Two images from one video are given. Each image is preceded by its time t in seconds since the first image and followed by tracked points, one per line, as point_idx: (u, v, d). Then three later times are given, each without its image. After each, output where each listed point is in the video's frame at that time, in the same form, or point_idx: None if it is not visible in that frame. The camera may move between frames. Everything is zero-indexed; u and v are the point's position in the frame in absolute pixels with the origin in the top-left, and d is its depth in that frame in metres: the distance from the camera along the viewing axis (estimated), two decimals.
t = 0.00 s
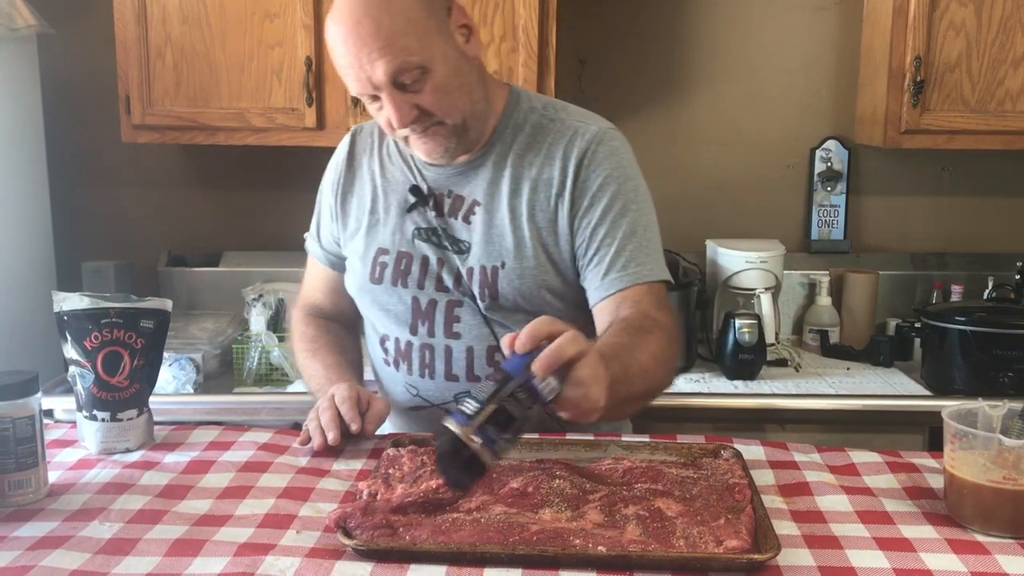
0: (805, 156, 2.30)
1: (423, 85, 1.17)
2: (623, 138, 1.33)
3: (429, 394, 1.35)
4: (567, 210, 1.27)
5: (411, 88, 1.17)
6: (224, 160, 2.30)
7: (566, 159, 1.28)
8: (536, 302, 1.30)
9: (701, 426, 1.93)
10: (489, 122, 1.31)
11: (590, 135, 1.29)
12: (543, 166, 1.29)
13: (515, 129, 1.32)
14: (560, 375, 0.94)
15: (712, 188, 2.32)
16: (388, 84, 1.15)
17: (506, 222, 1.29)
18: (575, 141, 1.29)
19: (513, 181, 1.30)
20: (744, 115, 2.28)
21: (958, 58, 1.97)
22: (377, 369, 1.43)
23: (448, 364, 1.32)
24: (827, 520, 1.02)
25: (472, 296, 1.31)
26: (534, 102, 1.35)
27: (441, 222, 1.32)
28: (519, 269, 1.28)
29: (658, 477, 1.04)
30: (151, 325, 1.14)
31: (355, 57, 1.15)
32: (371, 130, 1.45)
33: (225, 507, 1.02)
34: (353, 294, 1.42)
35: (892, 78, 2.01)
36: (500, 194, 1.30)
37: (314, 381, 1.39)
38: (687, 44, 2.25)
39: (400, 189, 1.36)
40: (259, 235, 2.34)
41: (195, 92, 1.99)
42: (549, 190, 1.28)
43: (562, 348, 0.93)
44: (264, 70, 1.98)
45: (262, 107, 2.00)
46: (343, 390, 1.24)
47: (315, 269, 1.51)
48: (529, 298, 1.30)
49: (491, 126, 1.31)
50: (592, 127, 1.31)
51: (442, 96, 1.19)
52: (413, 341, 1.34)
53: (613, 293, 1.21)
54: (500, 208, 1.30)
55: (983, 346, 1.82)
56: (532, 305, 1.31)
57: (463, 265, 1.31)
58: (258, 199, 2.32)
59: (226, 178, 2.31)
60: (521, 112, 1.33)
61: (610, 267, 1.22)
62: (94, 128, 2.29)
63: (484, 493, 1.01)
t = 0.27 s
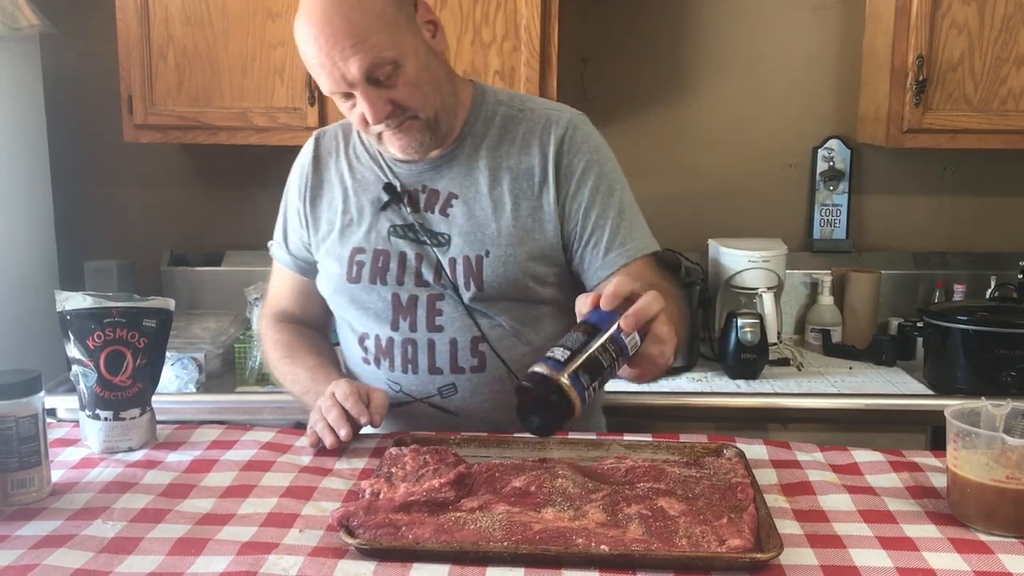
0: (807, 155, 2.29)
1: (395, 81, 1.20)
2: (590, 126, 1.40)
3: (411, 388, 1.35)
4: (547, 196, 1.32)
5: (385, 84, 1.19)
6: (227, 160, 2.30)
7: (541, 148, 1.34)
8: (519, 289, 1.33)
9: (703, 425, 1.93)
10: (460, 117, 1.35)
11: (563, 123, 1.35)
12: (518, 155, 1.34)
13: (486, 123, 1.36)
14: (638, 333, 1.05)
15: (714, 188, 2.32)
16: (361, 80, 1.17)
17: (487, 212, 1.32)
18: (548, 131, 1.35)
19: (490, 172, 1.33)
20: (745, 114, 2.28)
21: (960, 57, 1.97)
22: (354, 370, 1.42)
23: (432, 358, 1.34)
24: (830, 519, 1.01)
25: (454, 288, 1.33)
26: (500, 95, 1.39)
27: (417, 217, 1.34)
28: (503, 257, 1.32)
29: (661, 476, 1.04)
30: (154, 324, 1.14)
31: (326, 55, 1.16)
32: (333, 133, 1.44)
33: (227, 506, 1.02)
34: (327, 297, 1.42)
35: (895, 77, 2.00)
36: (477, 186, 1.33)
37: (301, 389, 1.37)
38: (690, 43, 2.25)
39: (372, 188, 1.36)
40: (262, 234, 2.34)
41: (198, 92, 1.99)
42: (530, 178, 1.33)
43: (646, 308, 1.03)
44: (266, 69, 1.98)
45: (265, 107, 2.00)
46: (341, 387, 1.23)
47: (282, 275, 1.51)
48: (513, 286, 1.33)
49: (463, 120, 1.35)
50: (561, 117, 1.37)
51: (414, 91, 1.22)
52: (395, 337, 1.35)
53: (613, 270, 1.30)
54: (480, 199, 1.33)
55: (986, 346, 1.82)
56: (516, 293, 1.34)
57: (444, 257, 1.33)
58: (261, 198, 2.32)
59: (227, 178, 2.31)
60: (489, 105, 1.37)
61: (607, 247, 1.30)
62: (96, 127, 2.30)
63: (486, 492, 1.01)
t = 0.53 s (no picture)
0: (808, 154, 2.29)
1: (381, 76, 1.22)
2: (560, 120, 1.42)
3: (403, 377, 1.35)
4: (527, 186, 1.35)
5: (371, 80, 1.21)
6: (228, 159, 2.30)
7: (519, 140, 1.36)
8: (504, 276, 1.35)
9: (704, 424, 1.93)
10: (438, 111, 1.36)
11: (537, 117, 1.37)
12: (496, 147, 1.35)
13: (463, 117, 1.36)
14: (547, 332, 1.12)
15: (714, 186, 2.31)
16: (349, 77, 1.19)
17: (469, 203, 1.34)
18: (525, 123, 1.37)
19: (471, 164, 1.35)
20: (745, 112, 2.28)
21: (962, 56, 1.97)
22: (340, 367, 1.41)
23: (424, 345, 1.35)
24: (831, 518, 1.01)
25: (441, 278, 1.34)
26: (472, 89, 1.41)
27: (400, 211, 1.35)
28: (488, 246, 1.33)
29: (662, 475, 1.04)
30: (155, 323, 1.14)
31: (313, 52, 1.18)
32: (308, 131, 1.43)
33: (228, 505, 1.02)
34: (309, 294, 1.41)
35: (896, 76, 2.00)
36: (459, 178, 1.34)
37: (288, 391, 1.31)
38: (691, 42, 2.25)
39: (353, 184, 1.36)
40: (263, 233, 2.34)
41: (199, 91, 1.99)
42: (508, 170, 1.34)
43: (553, 310, 1.09)
44: (267, 68, 1.98)
45: (266, 106, 2.00)
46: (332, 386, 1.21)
47: (256, 275, 1.46)
48: (497, 274, 1.35)
49: (441, 114, 1.36)
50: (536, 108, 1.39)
51: (399, 86, 1.23)
52: (384, 327, 1.35)
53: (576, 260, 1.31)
54: (462, 190, 1.34)
55: (987, 345, 1.82)
56: (500, 282, 1.35)
57: (429, 248, 1.34)
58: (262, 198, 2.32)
59: (228, 177, 2.31)
60: (465, 100, 1.38)
61: (572, 237, 1.32)
62: (97, 126, 2.30)
63: (487, 491, 1.00)
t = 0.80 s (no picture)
0: (808, 152, 2.29)
1: (371, 82, 1.21)
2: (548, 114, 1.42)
3: (405, 378, 1.35)
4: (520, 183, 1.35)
5: (360, 87, 1.21)
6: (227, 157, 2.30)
7: (510, 138, 1.36)
8: (504, 272, 1.35)
9: (704, 423, 1.93)
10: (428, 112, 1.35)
11: (527, 112, 1.37)
12: (488, 146, 1.35)
13: (453, 117, 1.36)
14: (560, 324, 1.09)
15: (714, 185, 2.31)
16: (339, 85, 1.18)
17: (464, 202, 1.34)
18: (515, 121, 1.36)
19: (464, 164, 1.34)
20: (745, 111, 2.28)
21: (962, 55, 1.96)
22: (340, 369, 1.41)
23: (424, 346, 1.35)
24: (831, 517, 1.01)
25: (439, 278, 1.34)
26: (460, 87, 1.40)
27: (395, 213, 1.34)
28: (485, 244, 1.34)
29: (662, 473, 1.04)
30: (153, 321, 1.14)
31: (302, 61, 1.17)
32: (299, 137, 1.41)
33: (227, 504, 1.02)
34: (307, 298, 1.40)
35: (897, 74, 2.00)
36: (452, 178, 1.34)
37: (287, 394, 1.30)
38: (691, 40, 2.24)
39: (347, 188, 1.36)
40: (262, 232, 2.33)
41: (198, 89, 1.99)
42: (502, 167, 1.35)
43: (566, 301, 1.08)
44: (266, 67, 1.98)
45: (265, 104, 1.99)
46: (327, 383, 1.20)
47: (251, 280, 1.45)
48: (496, 271, 1.35)
49: (432, 114, 1.35)
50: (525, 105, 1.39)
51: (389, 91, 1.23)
52: (384, 329, 1.35)
53: (576, 252, 1.32)
54: (457, 189, 1.34)
55: (987, 343, 1.81)
56: (499, 279, 1.35)
57: (426, 248, 1.34)
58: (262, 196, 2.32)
59: (228, 175, 2.31)
60: (454, 100, 1.38)
61: (571, 232, 1.32)
62: (96, 124, 2.29)
63: (487, 490, 1.00)
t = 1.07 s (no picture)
0: (807, 150, 2.29)
1: (408, 78, 1.19)
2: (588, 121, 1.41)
3: (423, 377, 1.33)
4: (560, 190, 1.33)
5: (398, 82, 1.19)
6: (225, 155, 2.29)
7: (552, 143, 1.34)
8: (535, 276, 1.33)
9: (702, 420, 1.92)
10: (467, 113, 1.33)
11: (570, 117, 1.36)
12: (528, 150, 1.33)
13: (492, 119, 1.34)
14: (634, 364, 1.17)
15: (714, 182, 2.31)
16: (375, 77, 1.17)
17: (499, 204, 1.31)
18: (557, 127, 1.35)
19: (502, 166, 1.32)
20: (745, 109, 2.27)
21: (961, 52, 1.96)
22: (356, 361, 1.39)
23: (444, 347, 1.32)
24: (829, 514, 1.01)
25: (467, 280, 1.31)
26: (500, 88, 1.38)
27: (427, 212, 1.31)
28: (517, 249, 1.31)
29: (660, 471, 1.04)
30: (151, 319, 1.14)
31: (342, 51, 1.16)
32: (334, 130, 1.38)
33: (225, 502, 1.02)
34: (332, 291, 1.37)
35: (895, 72, 2.00)
36: (489, 180, 1.32)
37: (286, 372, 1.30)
38: (689, 37, 2.24)
39: (380, 183, 1.33)
40: (261, 230, 2.33)
41: (196, 87, 1.98)
42: (543, 172, 1.33)
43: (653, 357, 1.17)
44: (264, 64, 1.97)
45: (263, 102, 1.99)
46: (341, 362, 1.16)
47: (277, 266, 1.42)
48: (527, 276, 1.32)
49: (470, 115, 1.33)
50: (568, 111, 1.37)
51: (428, 88, 1.21)
52: (406, 328, 1.32)
53: (623, 263, 1.37)
54: (493, 191, 1.31)
55: (985, 340, 1.81)
56: (528, 285, 1.33)
57: (457, 250, 1.31)
58: (259, 194, 2.31)
59: (226, 172, 2.30)
60: (494, 101, 1.35)
61: (621, 241, 1.36)
62: (94, 122, 2.29)
63: (486, 488, 1.00)
